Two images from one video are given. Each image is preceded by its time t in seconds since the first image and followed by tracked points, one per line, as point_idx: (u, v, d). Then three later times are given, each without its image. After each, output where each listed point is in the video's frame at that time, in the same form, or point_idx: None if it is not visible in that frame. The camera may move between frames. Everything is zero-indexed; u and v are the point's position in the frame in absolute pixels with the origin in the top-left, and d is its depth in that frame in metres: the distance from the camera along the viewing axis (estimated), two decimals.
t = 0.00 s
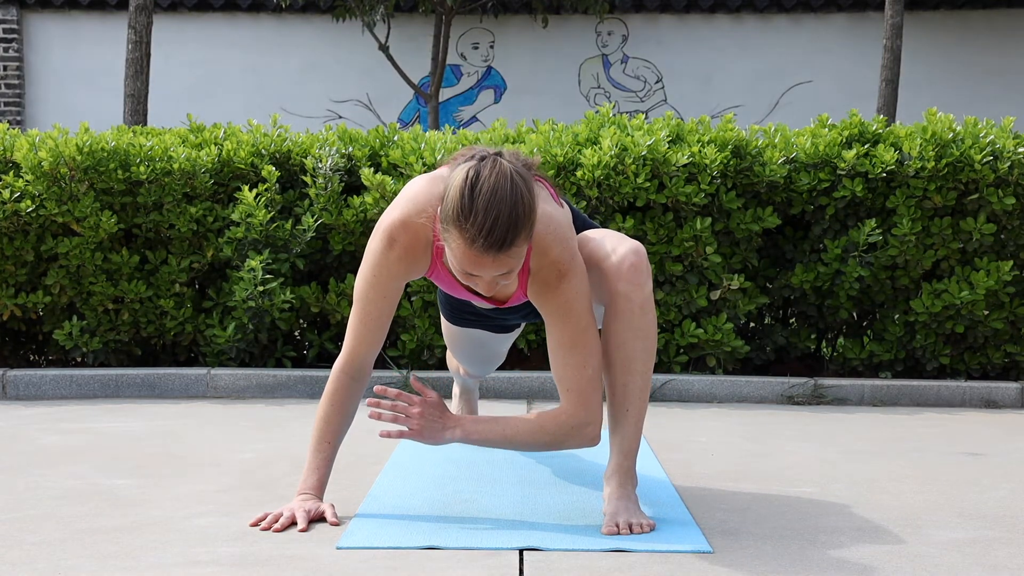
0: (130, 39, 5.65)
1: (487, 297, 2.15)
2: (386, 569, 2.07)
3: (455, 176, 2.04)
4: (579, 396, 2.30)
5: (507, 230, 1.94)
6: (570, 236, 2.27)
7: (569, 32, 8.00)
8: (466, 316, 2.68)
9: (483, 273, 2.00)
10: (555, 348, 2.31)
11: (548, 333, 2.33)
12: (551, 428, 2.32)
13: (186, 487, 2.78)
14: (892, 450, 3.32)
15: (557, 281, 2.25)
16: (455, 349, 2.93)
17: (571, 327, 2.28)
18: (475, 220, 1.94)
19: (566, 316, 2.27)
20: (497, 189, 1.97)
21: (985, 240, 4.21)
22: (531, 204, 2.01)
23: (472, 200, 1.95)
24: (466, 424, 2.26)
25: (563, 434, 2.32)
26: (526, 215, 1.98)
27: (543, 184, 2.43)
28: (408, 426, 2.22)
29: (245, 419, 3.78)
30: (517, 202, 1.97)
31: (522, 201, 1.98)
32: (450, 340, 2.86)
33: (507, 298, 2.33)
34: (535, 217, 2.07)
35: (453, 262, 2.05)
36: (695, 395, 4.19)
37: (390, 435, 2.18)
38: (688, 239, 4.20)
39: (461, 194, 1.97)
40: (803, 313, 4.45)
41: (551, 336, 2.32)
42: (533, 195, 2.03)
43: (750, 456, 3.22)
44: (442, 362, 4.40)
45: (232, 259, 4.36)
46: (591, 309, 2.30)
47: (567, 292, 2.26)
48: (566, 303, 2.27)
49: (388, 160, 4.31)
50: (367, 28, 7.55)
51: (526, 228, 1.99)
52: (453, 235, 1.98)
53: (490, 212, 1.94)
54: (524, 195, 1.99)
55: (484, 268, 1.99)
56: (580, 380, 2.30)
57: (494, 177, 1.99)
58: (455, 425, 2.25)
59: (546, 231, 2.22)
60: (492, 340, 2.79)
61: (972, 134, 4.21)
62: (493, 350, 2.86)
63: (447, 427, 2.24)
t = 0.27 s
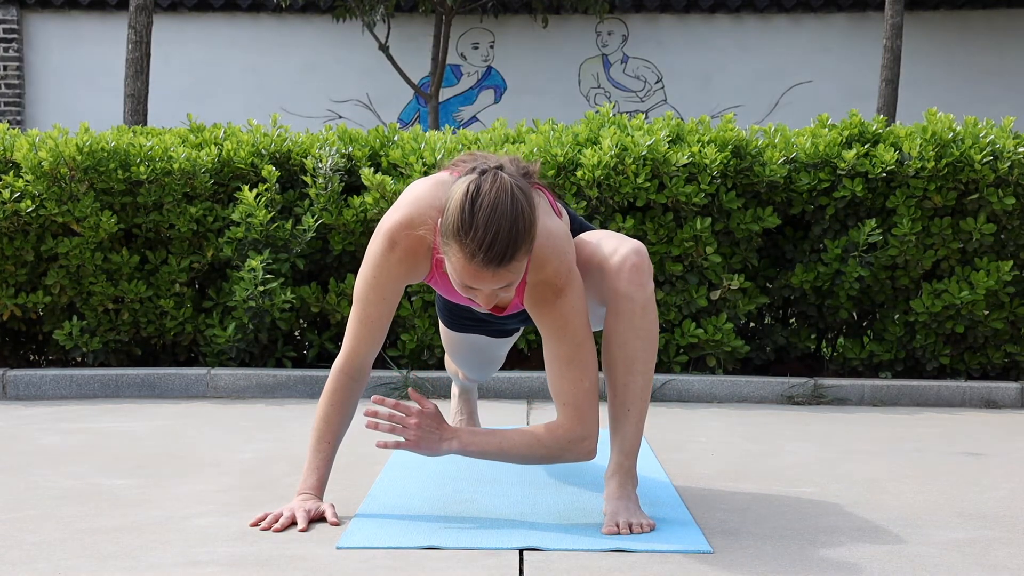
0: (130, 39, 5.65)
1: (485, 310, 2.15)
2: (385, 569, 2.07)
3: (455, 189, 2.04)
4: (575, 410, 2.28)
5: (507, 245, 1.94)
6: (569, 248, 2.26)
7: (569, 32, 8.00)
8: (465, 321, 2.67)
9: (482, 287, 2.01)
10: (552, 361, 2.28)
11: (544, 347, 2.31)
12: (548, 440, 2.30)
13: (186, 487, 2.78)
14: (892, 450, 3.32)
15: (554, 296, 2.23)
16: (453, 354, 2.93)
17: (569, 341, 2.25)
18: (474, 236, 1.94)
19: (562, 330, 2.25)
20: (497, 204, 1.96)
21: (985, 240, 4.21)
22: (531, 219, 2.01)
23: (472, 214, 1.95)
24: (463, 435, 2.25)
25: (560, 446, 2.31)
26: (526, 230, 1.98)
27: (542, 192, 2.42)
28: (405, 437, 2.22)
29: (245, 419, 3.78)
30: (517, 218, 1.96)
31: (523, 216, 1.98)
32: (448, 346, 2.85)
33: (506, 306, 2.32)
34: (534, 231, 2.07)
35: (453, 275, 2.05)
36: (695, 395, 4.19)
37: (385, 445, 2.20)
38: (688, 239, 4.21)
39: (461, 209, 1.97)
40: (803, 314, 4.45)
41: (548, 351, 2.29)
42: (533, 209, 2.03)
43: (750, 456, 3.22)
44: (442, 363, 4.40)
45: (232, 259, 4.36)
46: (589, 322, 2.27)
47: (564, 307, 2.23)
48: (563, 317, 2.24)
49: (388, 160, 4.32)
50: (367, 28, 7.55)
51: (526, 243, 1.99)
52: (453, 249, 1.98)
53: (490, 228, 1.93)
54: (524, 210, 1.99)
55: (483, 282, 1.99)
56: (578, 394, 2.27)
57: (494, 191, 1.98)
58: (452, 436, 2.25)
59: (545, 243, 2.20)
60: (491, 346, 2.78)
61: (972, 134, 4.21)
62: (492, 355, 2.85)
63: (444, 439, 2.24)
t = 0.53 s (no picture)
0: (130, 39, 5.65)
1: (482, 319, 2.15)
2: (385, 569, 2.07)
3: (453, 200, 2.02)
4: (575, 419, 2.25)
5: (504, 261, 1.94)
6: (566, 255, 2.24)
7: (569, 32, 8.00)
8: (464, 326, 2.66)
9: (480, 300, 2.01)
10: (552, 371, 2.25)
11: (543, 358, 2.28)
12: (548, 451, 2.28)
13: (186, 487, 2.78)
14: (892, 450, 3.32)
15: (553, 305, 2.20)
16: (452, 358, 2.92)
17: (568, 351, 2.23)
18: (472, 250, 1.93)
19: (562, 339, 2.22)
20: (495, 219, 1.95)
21: (985, 240, 4.21)
22: (529, 232, 2.00)
23: (470, 228, 1.94)
24: (464, 447, 2.26)
25: (560, 458, 2.28)
26: (524, 243, 1.97)
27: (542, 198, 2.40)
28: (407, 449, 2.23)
29: (245, 419, 3.78)
30: (515, 231, 1.95)
31: (521, 229, 1.97)
32: (448, 351, 2.84)
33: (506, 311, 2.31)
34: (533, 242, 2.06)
35: (450, 287, 2.05)
36: (695, 395, 4.19)
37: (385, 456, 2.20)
38: (688, 239, 4.21)
39: (458, 224, 1.95)
40: (803, 313, 4.45)
41: (548, 362, 2.27)
42: (531, 221, 2.02)
43: (750, 456, 3.22)
44: (442, 363, 4.41)
45: (232, 259, 4.36)
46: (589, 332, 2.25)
47: (563, 316, 2.21)
48: (562, 328, 2.22)
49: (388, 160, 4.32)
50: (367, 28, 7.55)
51: (524, 257, 1.98)
52: (451, 264, 1.97)
53: (488, 243, 1.93)
54: (523, 223, 1.98)
55: (481, 295, 1.99)
56: (578, 405, 2.24)
57: (491, 206, 1.96)
58: (452, 447, 2.25)
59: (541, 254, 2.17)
60: (490, 350, 2.77)
61: (972, 134, 4.21)
62: (491, 359, 2.84)
63: (445, 450, 2.23)
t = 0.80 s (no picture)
0: (130, 39, 5.65)
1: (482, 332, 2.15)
2: (385, 569, 2.07)
3: (449, 217, 2.01)
4: (573, 431, 2.25)
5: (503, 279, 1.93)
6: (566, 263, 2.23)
7: (569, 32, 8.00)
8: (463, 332, 2.66)
9: (479, 317, 2.01)
10: (549, 383, 2.24)
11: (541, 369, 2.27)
12: (548, 462, 2.26)
13: (186, 487, 2.78)
14: (892, 450, 3.32)
15: (549, 319, 2.20)
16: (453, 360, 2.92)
17: (564, 363, 2.21)
18: (469, 268, 1.92)
19: (559, 352, 2.21)
20: (493, 237, 1.93)
21: (985, 240, 4.21)
22: (526, 247, 1.98)
23: (466, 246, 1.93)
24: (463, 460, 2.23)
25: (560, 470, 2.26)
26: (522, 259, 1.96)
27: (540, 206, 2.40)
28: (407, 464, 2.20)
29: (245, 419, 3.78)
30: (512, 248, 1.94)
31: (518, 245, 1.96)
32: (448, 356, 2.84)
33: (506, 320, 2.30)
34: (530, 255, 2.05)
35: (448, 303, 2.05)
36: (695, 395, 4.19)
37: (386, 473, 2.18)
38: (688, 239, 4.21)
39: (456, 242, 1.93)
40: (803, 313, 4.45)
41: (544, 375, 2.26)
42: (528, 236, 2.01)
43: (750, 456, 3.22)
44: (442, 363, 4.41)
45: (232, 259, 4.36)
46: (587, 342, 2.24)
47: (560, 329, 2.20)
48: (559, 341, 2.21)
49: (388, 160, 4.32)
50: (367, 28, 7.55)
51: (523, 274, 1.97)
52: (449, 281, 1.96)
53: (485, 260, 1.91)
54: (519, 238, 1.97)
55: (480, 311, 1.99)
56: (576, 415, 2.24)
57: (489, 223, 1.95)
58: (452, 460, 2.22)
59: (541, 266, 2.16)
60: (489, 355, 2.76)
61: (972, 134, 4.21)
62: (492, 364, 2.83)
63: (445, 464, 2.21)
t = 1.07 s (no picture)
0: (130, 39, 5.65)
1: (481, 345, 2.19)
2: (385, 569, 2.07)
3: (448, 233, 1.99)
4: (572, 440, 2.24)
5: (503, 299, 1.93)
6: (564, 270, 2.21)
7: (569, 32, 8.00)
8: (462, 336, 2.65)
9: (479, 334, 2.01)
10: (548, 393, 2.23)
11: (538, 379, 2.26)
12: (548, 472, 2.27)
13: (186, 487, 2.78)
14: (892, 450, 3.32)
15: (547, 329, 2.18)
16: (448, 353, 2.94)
17: (562, 373, 2.20)
18: (469, 288, 1.91)
19: (558, 361, 2.20)
20: (493, 258, 1.92)
21: (985, 240, 4.21)
22: (526, 264, 1.97)
23: (465, 266, 1.92)
24: (463, 475, 2.28)
25: (559, 480, 2.27)
26: (522, 277, 1.96)
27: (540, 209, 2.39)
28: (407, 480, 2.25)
29: (245, 419, 3.78)
30: (511, 267, 1.93)
31: (518, 264, 1.95)
32: (448, 359, 2.83)
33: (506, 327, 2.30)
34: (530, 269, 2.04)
35: (448, 318, 2.05)
36: (695, 395, 4.19)
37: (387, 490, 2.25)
38: (688, 239, 4.21)
39: (456, 262, 1.92)
40: (803, 313, 4.45)
41: (543, 384, 2.24)
42: (527, 252, 1.99)
43: (750, 456, 3.22)
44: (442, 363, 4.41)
45: (232, 259, 4.36)
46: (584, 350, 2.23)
47: (558, 338, 2.18)
48: (556, 351, 2.19)
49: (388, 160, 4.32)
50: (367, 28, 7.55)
51: (523, 293, 1.97)
52: (449, 301, 1.96)
53: (485, 280, 1.91)
54: (518, 256, 1.95)
55: (480, 329, 1.99)
56: (574, 426, 2.22)
57: (489, 243, 1.93)
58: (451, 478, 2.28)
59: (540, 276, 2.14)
60: (489, 358, 2.75)
61: (972, 134, 4.21)
62: (492, 367, 2.82)
63: (445, 480, 2.26)
